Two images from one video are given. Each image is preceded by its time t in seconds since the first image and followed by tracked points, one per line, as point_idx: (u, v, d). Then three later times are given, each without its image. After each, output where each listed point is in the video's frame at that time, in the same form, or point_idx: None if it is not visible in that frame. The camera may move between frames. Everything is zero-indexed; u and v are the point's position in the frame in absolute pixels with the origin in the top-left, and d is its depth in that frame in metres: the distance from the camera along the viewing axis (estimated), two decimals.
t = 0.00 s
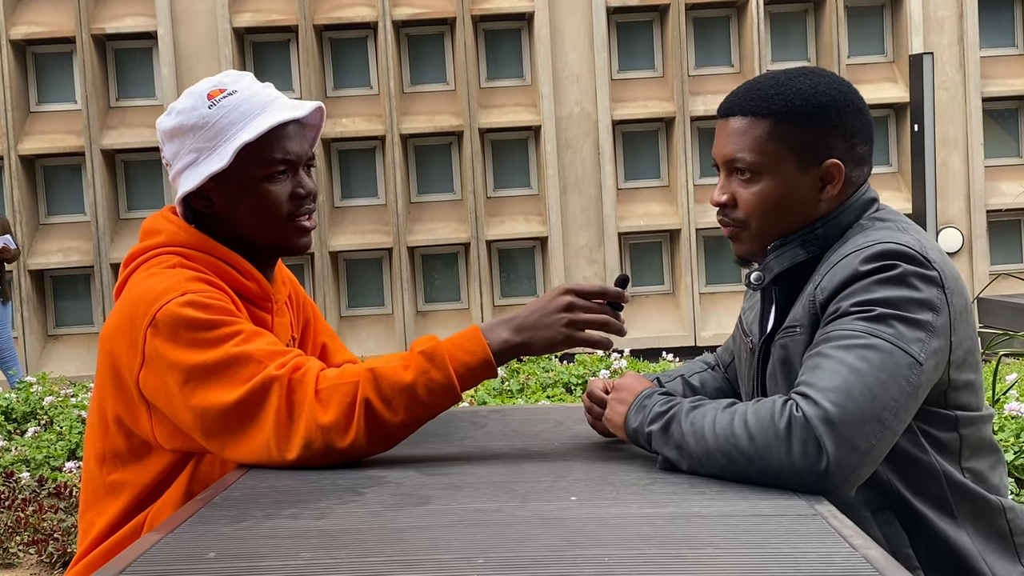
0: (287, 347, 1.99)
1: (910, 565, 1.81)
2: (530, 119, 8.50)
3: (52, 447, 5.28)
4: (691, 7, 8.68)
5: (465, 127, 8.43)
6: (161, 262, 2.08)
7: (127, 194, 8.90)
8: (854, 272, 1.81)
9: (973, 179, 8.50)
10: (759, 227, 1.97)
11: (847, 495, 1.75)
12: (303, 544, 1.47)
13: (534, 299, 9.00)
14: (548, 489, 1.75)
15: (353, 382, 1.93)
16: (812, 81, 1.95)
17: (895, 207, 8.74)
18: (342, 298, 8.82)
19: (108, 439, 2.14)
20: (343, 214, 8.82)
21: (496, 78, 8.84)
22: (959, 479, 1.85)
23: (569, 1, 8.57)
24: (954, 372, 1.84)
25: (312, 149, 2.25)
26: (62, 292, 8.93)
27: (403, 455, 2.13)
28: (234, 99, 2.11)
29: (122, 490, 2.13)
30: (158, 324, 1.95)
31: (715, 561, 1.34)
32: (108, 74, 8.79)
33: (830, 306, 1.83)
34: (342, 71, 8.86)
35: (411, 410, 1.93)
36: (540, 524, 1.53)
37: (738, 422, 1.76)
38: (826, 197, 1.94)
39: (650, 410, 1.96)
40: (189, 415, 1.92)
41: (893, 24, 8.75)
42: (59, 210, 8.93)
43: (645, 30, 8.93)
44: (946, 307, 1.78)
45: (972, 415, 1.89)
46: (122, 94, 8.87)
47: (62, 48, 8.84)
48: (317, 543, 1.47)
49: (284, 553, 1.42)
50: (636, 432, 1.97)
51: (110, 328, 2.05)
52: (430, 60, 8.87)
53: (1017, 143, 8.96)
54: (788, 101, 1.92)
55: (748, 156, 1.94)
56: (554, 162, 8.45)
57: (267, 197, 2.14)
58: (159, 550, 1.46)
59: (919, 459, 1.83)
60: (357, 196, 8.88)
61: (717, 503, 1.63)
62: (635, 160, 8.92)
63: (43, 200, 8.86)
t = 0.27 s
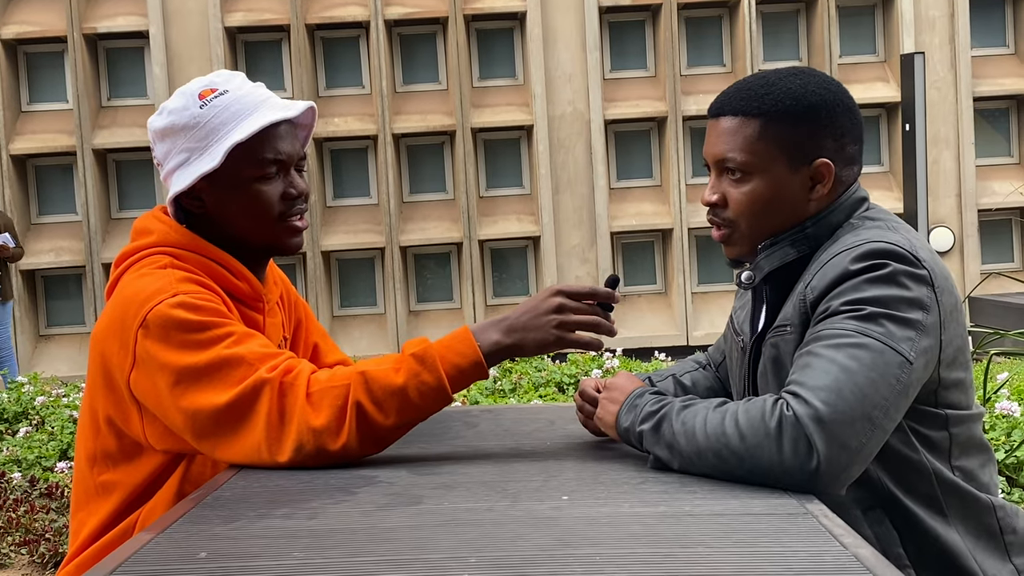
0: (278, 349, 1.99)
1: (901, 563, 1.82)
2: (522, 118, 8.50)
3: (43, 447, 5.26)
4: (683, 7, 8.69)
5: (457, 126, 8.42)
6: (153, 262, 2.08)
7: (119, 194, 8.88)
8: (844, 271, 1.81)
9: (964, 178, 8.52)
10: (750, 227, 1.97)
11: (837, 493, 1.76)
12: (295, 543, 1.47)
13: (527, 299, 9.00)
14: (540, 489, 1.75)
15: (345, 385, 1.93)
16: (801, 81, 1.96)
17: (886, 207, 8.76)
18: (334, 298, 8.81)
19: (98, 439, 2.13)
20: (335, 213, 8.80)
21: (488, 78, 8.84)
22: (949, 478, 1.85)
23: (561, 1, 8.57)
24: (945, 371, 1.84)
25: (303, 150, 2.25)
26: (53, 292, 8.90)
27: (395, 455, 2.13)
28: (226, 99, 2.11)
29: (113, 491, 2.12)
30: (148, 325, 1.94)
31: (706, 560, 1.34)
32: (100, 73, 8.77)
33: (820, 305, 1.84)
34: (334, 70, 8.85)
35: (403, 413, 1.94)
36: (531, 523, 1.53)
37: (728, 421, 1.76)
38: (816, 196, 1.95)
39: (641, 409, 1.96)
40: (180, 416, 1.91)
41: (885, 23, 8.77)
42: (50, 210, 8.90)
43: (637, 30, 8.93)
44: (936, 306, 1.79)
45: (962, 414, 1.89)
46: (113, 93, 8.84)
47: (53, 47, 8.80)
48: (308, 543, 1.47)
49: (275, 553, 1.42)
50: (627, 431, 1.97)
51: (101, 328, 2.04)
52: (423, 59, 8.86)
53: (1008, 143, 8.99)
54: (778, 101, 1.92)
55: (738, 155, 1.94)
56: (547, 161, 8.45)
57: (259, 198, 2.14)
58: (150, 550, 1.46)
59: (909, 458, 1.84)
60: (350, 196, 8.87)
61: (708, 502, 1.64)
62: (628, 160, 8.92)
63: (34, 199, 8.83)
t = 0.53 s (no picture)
0: (277, 352, 2.00)
1: (896, 562, 1.83)
2: (517, 118, 8.50)
3: (38, 448, 5.25)
4: (678, 7, 8.69)
5: (452, 126, 8.42)
6: (151, 263, 2.08)
7: (113, 194, 8.87)
8: (839, 271, 1.82)
9: (959, 178, 8.54)
10: (747, 227, 1.97)
11: (832, 492, 1.76)
12: (292, 543, 1.47)
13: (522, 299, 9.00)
14: (536, 489, 1.75)
15: (343, 388, 1.93)
16: (797, 80, 1.96)
17: (881, 206, 8.78)
18: (329, 298, 8.80)
19: (95, 439, 2.13)
20: (330, 213, 8.80)
21: (483, 77, 8.85)
22: (944, 476, 1.86)
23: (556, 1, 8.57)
24: (940, 370, 1.85)
25: (301, 150, 2.25)
26: (47, 292, 8.88)
27: (391, 455, 2.13)
28: (225, 100, 2.11)
29: (110, 491, 2.12)
30: (147, 327, 1.94)
31: (703, 559, 1.34)
32: (94, 73, 8.75)
33: (815, 305, 1.84)
34: (329, 70, 8.84)
35: (403, 415, 1.94)
36: (529, 523, 1.54)
37: (725, 421, 1.77)
38: (811, 196, 1.95)
39: (637, 410, 1.96)
40: (178, 418, 1.91)
41: (880, 24, 8.78)
42: (44, 209, 8.88)
43: (632, 30, 8.94)
44: (931, 305, 1.79)
45: (958, 413, 1.90)
46: (108, 93, 8.83)
47: (48, 47, 8.79)
48: (305, 542, 1.47)
49: (273, 553, 1.42)
50: (623, 432, 1.97)
51: (98, 328, 2.04)
52: (418, 59, 8.86)
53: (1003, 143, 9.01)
54: (773, 101, 1.93)
55: (730, 154, 1.95)
56: (542, 161, 8.45)
57: (257, 199, 2.14)
58: (147, 549, 1.46)
59: (905, 457, 1.84)
60: (345, 195, 8.87)
61: (705, 502, 1.64)
62: (623, 160, 8.93)
63: (28, 199, 8.81)
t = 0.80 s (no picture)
0: (276, 356, 2.00)
1: (891, 561, 1.84)
2: (514, 118, 8.51)
3: (34, 448, 5.25)
4: (675, 7, 8.70)
5: (449, 127, 8.42)
6: (149, 264, 2.08)
7: (110, 194, 8.87)
8: (843, 270, 1.82)
9: (955, 179, 8.56)
10: (741, 208, 2.01)
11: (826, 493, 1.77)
12: (288, 543, 1.47)
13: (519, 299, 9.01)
14: (532, 489, 1.76)
15: (342, 393, 1.94)
16: (806, 71, 2.00)
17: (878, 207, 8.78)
18: (326, 298, 8.80)
19: (92, 440, 2.13)
20: (327, 213, 8.81)
21: (480, 78, 8.85)
22: (941, 478, 1.86)
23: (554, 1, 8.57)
24: (940, 372, 1.85)
25: (302, 152, 2.25)
26: (44, 292, 8.87)
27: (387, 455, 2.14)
28: (224, 101, 2.10)
29: (106, 492, 2.12)
30: (145, 330, 1.94)
31: (698, 559, 1.35)
32: (91, 73, 8.75)
33: (818, 302, 1.84)
34: (327, 70, 8.85)
35: (402, 421, 1.96)
36: (525, 523, 1.54)
37: (719, 423, 1.77)
38: (799, 183, 1.96)
39: (626, 417, 1.95)
40: (175, 421, 1.91)
41: (876, 24, 8.79)
42: (41, 209, 8.87)
43: (629, 30, 8.94)
44: (933, 307, 1.80)
45: (956, 415, 1.90)
46: (105, 93, 8.83)
47: (45, 47, 8.77)
48: (301, 543, 1.47)
49: (269, 553, 1.43)
50: (615, 441, 1.97)
51: (96, 329, 2.04)
52: (415, 59, 8.86)
53: (999, 143, 9.03)
54: (774, 88, 1.98)
55: (731, 136, 2.01)
56: (539, 161, 8.45)
57: (256, 201, 2.14)
58: (143, 549, 1.46)
59: (903, 457, 1.84)
60: (342, 195, 8.87)
61: (700, 502, 1.64)
62: (620, 160, 8.94)
63: (25, 199, 8.80)
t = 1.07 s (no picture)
0: (275, 358, 2.00)
1: (892, 557, 1.84)
2: (513, 119, 8.51)
3: (32, 448, 5.25)
4: (673, 8, 8.70)
5: (448, 127, 8.43)
6: (148, 266, 2.08)
7: (109, 194, 8.87)
8: (856, 266, 1.82)
9: (953, 179, 8.57)
10: (751, 205, 2.05)
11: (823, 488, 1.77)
12: (286, 544, 1.47)
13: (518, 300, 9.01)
14: (530, 489, 1.76)
15: (342, 396, 1.94)
16: (810, 68, 2.04)
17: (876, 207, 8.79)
18: (325, 298, 8.81)
19: (90, 441, 2.13)
20: (326, 214, 8.81)
21: (478, 78, 8.86)
22: (945, 477, 1.86)
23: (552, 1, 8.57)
24: (948, 373, 1.85)
25: (301, 153, 2.25)
26: (43, 292, 8.87)
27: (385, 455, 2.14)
28: (225, 103, 2.10)
29: (104, 492, 2.12)
30: (144, 331, 1.94)
31: (696, 560, 1.35)
32: (89, 73, 8.74)
33: (829, 298, 1.85)
34: (325, 70, 8.85)
35: (401, 423, 1.96)
36: (523, 523, 1.54)
37: (723, 411, 1.78)
38: (806, 177, 1.99)
39: (636, 405, 1.94)
40: (173, 423, 1.91)
41: (874, 25, 8.80)
42: (39, 209, 8.87)
43: (628, 30, 8.95)
44: (944, 307, 1.80)
45: (963, 417, 1.90)
46: (103, 93, 8.83)
47: (44, 47, 8.77)
48: (299, 543, 1.47)
49: (266, 554, 1.43)
50: (626, 430, 1.95)
51: (94, 329, 2.04)
52: (414, 60, 8.87)
53: (997, 144, 9.03)
54: (778, 85, 2.03)
55: (739, 136, 2.05)
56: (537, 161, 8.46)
57: (257, 202, 2.14)
58: (141, 550, 1.46)
59: (907, 455, 1.85)
60: (341, 196, 8.87)
61: (698, 502, 1.64)
62: (618, 160, 8.94)
63: (23, 199, 8.80)
